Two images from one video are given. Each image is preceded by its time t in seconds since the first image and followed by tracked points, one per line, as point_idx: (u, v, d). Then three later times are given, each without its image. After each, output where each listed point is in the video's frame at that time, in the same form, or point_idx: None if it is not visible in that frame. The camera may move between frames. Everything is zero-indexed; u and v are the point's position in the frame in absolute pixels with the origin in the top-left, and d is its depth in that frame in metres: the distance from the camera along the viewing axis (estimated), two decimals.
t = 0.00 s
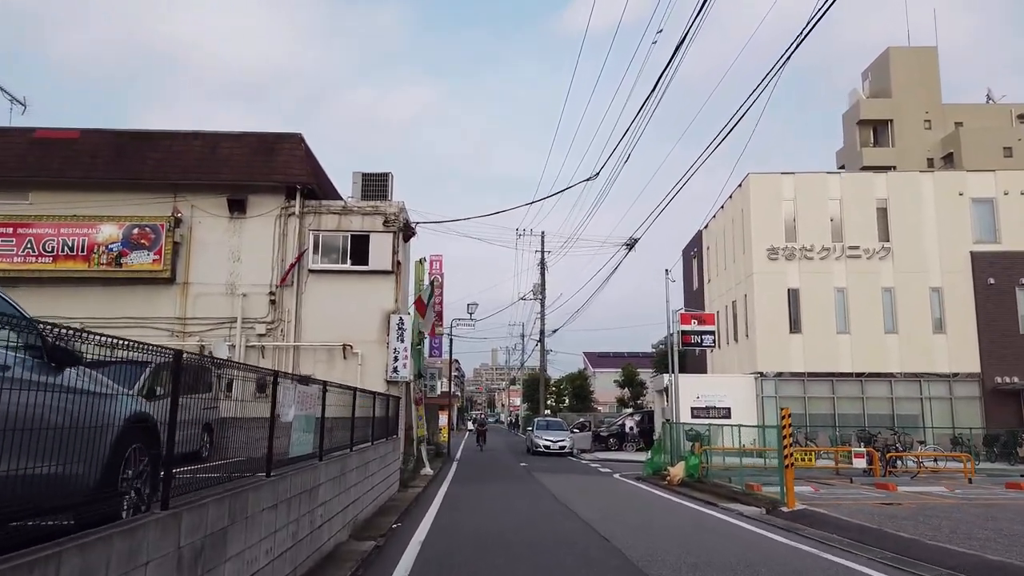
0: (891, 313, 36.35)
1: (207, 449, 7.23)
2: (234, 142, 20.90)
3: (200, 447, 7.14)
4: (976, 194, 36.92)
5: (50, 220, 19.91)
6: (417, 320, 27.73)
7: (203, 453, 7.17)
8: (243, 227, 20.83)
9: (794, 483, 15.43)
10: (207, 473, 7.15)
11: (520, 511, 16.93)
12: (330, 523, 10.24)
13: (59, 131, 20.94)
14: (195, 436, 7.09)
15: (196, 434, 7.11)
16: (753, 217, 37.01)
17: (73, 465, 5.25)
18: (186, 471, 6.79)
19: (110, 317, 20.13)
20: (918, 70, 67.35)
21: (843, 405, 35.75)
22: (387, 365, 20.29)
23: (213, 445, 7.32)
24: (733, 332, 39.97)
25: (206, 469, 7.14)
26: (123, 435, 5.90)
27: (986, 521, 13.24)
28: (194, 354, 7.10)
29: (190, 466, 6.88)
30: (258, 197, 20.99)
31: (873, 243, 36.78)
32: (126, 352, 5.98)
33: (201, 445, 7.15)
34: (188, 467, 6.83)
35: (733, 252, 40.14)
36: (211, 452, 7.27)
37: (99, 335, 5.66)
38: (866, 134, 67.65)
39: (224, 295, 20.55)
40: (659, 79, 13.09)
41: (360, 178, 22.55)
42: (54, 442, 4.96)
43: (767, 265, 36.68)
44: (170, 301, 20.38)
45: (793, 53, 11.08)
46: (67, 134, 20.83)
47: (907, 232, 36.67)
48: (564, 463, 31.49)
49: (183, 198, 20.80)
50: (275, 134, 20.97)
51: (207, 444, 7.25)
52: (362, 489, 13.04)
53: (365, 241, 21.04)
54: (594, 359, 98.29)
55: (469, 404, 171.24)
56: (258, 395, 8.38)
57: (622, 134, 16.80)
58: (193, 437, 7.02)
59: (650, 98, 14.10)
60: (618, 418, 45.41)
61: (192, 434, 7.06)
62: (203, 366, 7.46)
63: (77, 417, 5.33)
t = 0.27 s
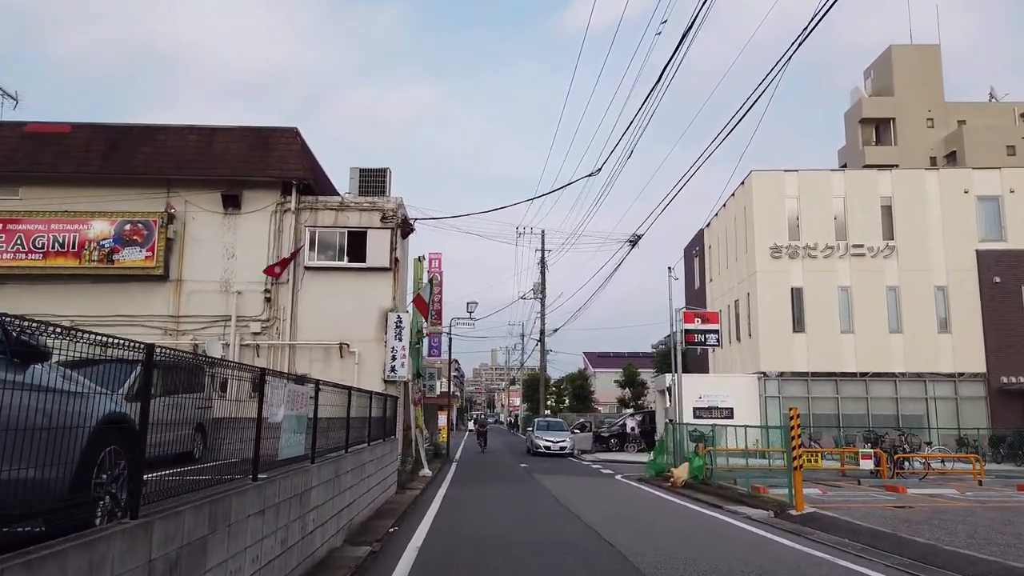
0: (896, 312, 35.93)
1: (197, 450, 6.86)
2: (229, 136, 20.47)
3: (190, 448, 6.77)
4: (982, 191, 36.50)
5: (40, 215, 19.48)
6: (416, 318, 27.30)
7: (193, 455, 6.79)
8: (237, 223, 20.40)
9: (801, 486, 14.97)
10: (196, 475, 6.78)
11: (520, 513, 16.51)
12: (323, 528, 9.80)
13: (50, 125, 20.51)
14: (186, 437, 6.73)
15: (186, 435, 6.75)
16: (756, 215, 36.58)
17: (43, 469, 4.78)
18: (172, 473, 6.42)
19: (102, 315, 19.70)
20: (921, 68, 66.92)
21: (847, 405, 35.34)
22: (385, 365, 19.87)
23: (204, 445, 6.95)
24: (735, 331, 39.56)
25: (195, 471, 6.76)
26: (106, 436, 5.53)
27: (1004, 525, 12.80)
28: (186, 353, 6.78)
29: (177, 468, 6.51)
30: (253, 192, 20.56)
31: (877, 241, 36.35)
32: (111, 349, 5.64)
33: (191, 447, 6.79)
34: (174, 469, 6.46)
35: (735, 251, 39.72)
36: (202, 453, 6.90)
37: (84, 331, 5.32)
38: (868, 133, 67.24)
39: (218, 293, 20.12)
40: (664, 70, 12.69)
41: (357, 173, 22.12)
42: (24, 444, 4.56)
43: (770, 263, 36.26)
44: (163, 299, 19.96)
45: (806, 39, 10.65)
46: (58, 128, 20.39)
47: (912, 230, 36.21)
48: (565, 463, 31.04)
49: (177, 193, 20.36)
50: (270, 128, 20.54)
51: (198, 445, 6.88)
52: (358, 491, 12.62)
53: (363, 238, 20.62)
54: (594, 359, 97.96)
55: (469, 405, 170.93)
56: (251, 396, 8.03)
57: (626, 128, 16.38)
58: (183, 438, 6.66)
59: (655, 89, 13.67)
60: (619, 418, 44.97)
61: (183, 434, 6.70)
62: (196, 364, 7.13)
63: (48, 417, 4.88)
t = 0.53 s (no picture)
0: (901, 312, 35.47)
1: (191, 453, 6.30)
2: (223, 132, 20.02)
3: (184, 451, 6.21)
4: (988, 190, 36.04)
5: (29, 212, 19.03)
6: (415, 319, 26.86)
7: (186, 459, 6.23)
8: (231, 220, 19.95)
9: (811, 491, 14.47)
10: (187, 480, 6.22)
11: (521, 517, 16.00)
12: (315, 536, 9.32)
13: (40, 120, 20.07)
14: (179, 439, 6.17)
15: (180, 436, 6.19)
16: (759, 214, 36.13)
17: None
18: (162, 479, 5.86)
19: (92, 315, 19.24)
20: (924, 67, 66.43)
21: (852, 406, 34.87)
22: (382, 366, 19.40)
23: (197, 449, 6.41)
24: (738, 331, 39.10)
25: (187, 476, 6.20)
26: (81, 441, 4.97)
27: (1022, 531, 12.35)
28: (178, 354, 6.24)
29: (170, 471, 5.95)
30: (248, 189, 20.11)
31: (882, 240, 35.88)
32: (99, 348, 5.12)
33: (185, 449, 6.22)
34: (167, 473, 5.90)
35: (738, 250, 39.28)
36: (195, 457, 6.35)
37: (62, 329, 4.80)
38: (871, 132, 66.76)
39: (211, 292, 19.66)
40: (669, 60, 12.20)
41: (354, 169, 21.67)
42: None
43: (773, 262, 35.81)
44: (155, 298, 19.50)
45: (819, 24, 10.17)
46: (48, 124, 19.94)
47: (918, 229, 35.75)
48: (566, 466, 30.60)
49: (169, 190, 19.90)
50: (265, 123, 20.10)
51: (191, 448, 6.33)
52: (353, 497, 12.12)
53: (360, 235, 20.17)
54: (595, 359, 97.50)
55: (469, 405, 170.46)
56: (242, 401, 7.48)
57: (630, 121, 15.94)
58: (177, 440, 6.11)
59: (658, 79, 13.19)
60: (620, 419, 44.53)
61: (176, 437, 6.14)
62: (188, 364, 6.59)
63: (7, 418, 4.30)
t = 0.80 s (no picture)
0: (907, 310, 35.06)
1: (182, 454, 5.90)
2: (218, 125, 19.60)
3: (174, 451, 5.81)
4: (994, 186, 35.62)
5: (20, 207, 18.61)
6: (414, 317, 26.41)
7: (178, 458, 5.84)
8: (227, 215, 19.54)
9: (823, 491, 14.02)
10: (177, 481, 5.83)
11: (524, 518, 15.55)
12: (309, 538, 8.88)
13: (31, 113, 19.63)
14: (169, 439, 5.77)
15: (169, 435, 5.79)
16: (763, 211, 35.69)
17: None
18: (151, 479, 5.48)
19: (85, 312, 18.81)
20: (927, 64, 65.94)
21: (857, 405, 34.46)
22: (382, 364, 19.00)
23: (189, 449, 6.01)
24: (742, 330, 38.64)
25: (178, 477, 5.82)
26: (55, 438, 4.55)
27: None
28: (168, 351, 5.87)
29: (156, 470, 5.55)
30: (244, 183, 19.70)
31: (887, 237, 35.45)
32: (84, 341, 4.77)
33: (177, 449, 5.83)
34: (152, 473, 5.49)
35: (741, 248, 38.84)
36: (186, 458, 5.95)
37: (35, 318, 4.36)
38: (874, 130, 66.29)
39: (206, 288, 19.25)
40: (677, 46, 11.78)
41: (352, 164, 21.26)
42: None
43: (778, 260, 35.37)
44: (149, 294, 19.09)
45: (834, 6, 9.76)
46: (40, 117, 19.51)
47: (924, 225, 35.33)
48: (568, 466, 30.18)
49: (163, 184, 19.49)
50: (261, 116, 19.68)
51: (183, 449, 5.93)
52: (349, 498, 11.69)
53: (358, 230, 19.76)
54: (595, 358, 97.02)
55: (469, 405, 169.99)
56: (232, 396, 6.85)
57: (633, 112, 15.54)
58: (165, 440, 5.71)
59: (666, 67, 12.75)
60: (622, 419, 44.10)
61: (165, 436, 5.74)
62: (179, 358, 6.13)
63: None
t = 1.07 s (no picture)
0: (913, 310, 34.60)
1: (176, 455, 5.51)
2: (213, 119, 19.16)
3: (166, 453, 5.42)
4: (1002, 184, 35.16)
5: (10, 203, 18.17)
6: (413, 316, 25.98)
7: (171, 460, 5.44)
8: (222, 211, 19.11)
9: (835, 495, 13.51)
10: (161, 487, 5.35)
11: (527, 522, 15.05)
12: (301, 547, 8.39)
13: (22, 107, 19.19)
14: (160, 440, 5.37)
15: (161, 436, 5.39)
16: (768, 209, 35.22)
17: None
18: (140, 481, 5.08)
19: (76, 310, 18.38)
20: (931, 63, 65.44)
21: (863, 406, 33.99)
22: (380, 364, 18.54)
23: (183, 450, 5.61)
24: (746, 330, 38.18)
25: (162, 483, 5.34)
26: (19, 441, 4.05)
27: None
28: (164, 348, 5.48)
29: (145, 474, 5.15)
30: (239, 179, 19.27)
31: (893, 236, 34.99)
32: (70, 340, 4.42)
33: (169, 451, 5.44)
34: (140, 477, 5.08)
35: (745, 247, 38.40)
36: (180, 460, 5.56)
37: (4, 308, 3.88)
38: (877, 129, 65.81)
39: (201, 286, 18.83)
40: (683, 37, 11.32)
41: (350, 159, 20.82)
42: None
43: (782, 259, 34.91)
44: (142, 292, 18.65)
45: None
46: (31, 111, 19.06)
47: (930, 224, 34.87)
48: (571, 468, 29.69)
49: (157, 180, 19.06)
50: (257, 110, 19.23)
51: (176, 450, 5.53)
52: (345, 503, 11.22)
53: (356, 227, 19.31)
54: (597, 359, 96.55)
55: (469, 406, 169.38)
56: (215, 397, 6.13)
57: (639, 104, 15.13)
58: (155, 441, 5.31)
59: (672, 58, 12.30)
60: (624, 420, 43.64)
61: (156, 437, 5.34)
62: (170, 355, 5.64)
63: None
